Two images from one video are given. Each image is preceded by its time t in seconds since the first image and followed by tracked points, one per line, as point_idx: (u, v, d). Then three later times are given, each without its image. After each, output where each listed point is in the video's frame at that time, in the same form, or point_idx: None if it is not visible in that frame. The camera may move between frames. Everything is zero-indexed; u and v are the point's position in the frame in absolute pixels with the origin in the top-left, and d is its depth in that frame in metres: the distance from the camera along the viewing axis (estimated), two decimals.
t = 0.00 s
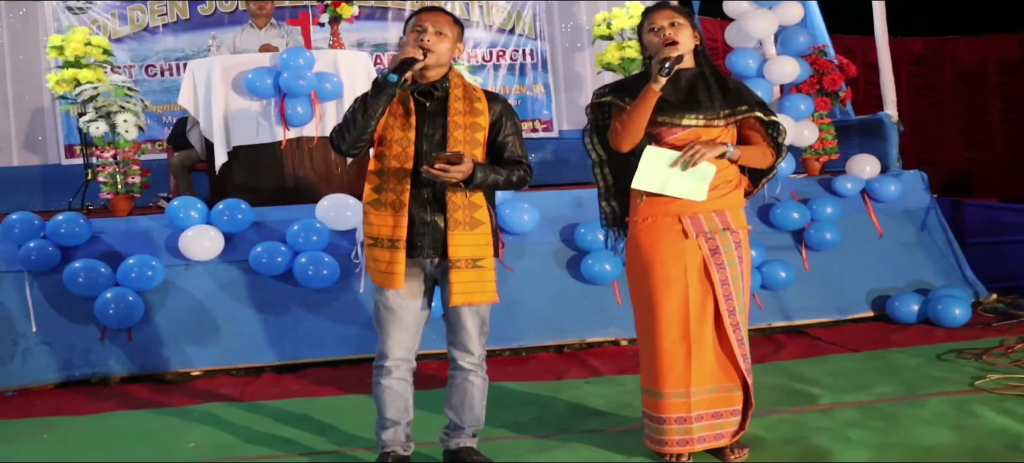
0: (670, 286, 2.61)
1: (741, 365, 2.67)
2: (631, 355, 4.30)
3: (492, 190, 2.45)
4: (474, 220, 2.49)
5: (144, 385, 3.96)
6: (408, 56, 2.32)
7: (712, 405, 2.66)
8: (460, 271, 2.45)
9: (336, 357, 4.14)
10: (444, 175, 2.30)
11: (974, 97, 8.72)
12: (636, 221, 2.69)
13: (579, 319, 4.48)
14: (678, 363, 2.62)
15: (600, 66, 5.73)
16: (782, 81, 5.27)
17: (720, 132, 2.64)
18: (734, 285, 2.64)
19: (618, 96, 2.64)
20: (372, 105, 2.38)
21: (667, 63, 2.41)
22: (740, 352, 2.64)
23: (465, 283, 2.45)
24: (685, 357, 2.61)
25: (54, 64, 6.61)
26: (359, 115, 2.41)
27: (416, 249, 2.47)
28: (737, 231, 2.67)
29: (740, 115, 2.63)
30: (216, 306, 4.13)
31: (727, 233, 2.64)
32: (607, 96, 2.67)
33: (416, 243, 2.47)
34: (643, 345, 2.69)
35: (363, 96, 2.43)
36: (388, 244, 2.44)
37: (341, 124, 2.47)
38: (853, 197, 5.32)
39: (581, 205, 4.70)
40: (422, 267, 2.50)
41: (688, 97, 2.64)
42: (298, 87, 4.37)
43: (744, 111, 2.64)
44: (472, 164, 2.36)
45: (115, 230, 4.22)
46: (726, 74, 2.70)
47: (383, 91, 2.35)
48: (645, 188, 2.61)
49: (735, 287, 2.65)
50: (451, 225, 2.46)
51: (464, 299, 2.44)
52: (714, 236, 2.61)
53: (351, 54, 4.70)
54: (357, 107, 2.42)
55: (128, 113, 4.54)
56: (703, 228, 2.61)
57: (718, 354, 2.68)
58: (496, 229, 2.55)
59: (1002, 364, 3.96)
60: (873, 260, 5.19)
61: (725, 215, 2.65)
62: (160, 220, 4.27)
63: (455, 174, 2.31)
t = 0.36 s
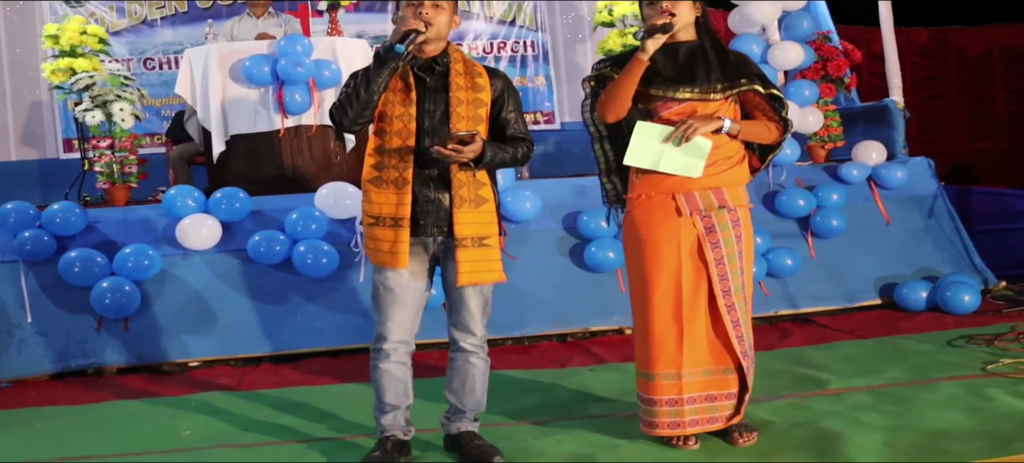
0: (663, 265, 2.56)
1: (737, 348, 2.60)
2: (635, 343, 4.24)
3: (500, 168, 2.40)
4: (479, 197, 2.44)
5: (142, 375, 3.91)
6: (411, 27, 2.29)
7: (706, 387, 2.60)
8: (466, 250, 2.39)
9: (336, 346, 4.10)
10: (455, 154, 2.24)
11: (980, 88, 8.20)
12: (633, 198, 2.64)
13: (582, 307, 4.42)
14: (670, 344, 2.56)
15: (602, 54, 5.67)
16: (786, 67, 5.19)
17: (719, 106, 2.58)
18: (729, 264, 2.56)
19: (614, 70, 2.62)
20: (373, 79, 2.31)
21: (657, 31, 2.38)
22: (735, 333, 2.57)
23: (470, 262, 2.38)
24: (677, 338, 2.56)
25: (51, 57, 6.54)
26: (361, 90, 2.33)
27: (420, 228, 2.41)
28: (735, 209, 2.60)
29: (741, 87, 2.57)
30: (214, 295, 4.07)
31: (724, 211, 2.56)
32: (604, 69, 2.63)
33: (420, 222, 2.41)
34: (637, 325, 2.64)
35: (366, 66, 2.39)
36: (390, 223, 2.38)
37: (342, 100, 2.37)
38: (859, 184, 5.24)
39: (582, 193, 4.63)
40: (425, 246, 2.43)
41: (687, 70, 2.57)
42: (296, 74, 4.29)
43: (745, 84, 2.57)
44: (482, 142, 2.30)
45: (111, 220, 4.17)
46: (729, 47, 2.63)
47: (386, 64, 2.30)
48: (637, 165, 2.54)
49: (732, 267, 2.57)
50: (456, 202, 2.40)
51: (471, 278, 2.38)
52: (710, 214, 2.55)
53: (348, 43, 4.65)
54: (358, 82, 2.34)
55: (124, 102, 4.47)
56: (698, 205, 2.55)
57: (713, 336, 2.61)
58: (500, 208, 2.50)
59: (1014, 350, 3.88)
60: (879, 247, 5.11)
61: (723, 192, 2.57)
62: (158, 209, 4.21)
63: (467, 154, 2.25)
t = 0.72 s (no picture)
0: (665, 246, 2.47)
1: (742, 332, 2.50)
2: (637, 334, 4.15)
3: (491, 145, 2.33)
4: (470, 176, 2.35)
5: (132, 369, 3.83)
6: None
7: (710, 373, 2.51)
8: (457, 230, 2.31)
9: (331, 339, 4.01)
10: (453, 128, 2.17)
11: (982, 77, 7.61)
12: (633, 176, 2.55)
13: (583, 297, 4.33)
14: (672, 328, 2.48)
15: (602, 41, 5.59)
16: (789, 53, 5.09)
17: (722, 81, 2.49)
18: (734, 244, 2.47)
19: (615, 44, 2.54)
20: (363, 53, 2.22)
21: None
22: (740, 316, 2.48)
23: (461, 243, 2.30)
24: (680, 321, 2.47)
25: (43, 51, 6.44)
26: (352, 64, 2.23)
27: (409, 208, 2.32)
28: (739, 187, 2.50)
29: (745, 62, 2.48)
30: (207, 286, 3.99)
31: (728, 190, 2.47)
32: (603, 44, 2.55)
33: (411, 201, 2.31)
34: (638, 308, 2.54)
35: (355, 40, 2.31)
36: (381, 202, 2.29)
37: (330, 74, 2.26)
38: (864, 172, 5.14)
39: (583, 181, 4.54)
40: (416, 227, 2.35)
41: (690, 43, 2.48)
42: (289, 61, 4.23)
43: (749, 59, 2.49)
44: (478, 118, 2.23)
45: (102, 210, 4.07)
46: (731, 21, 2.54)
47: (378, 37, 2.21)
48: (637, 142, 2.45)
49: (736, 247, 2.48)
50: (447, 181, 2.31)
51: (461, 261, 2.30)
52: (713, 193, 2.46)
53: (344, 30, 4.58)
54: (348, 55, 2.24)
55: (114, 92, 4.42)
56: (701, 183, 2.46)
57: (717, 319, 2.52)
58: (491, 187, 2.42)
59: None
60: (885, 236, 5.02)
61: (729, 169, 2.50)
62: (149, 199, 4.11)
63: (466, 127, 2.18)
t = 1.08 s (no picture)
0: (669, 234, 2.34)
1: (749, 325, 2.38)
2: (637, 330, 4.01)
3: (470, 128, 2.21)
4: (450, 160, 2.24)
5: (116, 368, 3.70)
6: None
7: (717, 370, 2.39)
8: (438, 218, 2.19)
9: (322, 336, 3.88)
10: (428, 108, 2.06)
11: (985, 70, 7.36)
12: (634, 161, 2.42)
13: (581, 292, 4.20)
14: (677, 321, 2.35)
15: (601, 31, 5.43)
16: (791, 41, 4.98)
17: (728, 60, 2.37)
18: (741, 232, 2.35)
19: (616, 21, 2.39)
20: (333, 29, 2.11)
21: None
22: (749, 308, 2.35)
23: (442, 231, 2.18)
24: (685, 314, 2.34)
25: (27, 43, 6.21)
26: (322, 41, 2.11)
27: (387, 195, 2.19)
28: (745, 171, 2.38)
29: (754, 39, 2.35)
30: (193, 282, 3.86)
31: (734, 175, 2.35)
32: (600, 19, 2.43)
33: (388, 188, 2.19)
34: (640, 301, 2.42)
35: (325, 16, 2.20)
36: (354, 188, 2.16)
37: (300, 53, 2.15)
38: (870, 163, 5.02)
39: (581, 173, 4.40)
40: (393, 215, 2.22)
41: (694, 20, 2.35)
42: (277, 50, 4.10)
43: (758, 36, 2.35)
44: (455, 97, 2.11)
45: (86, 204, 3.95)
46: None
47: (348, 11, 2.11)
48: (638, 123, 2.34)
49: (743, 235, 2.35)
50: (427, 165, 2.19)
51: (444, 250, 2.18)
52: (719, 178, 2.33)
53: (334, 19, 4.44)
54: (317, 32, 2.13)
55: (99, 83, 4.29)
56: (706, 168, 2.34)
57: (724, 312, 2.40)
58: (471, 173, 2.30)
59: None
60: (892, 228, 4.89)
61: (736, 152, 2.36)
62: (133, 194, 3.98)
63: (442, 107, 2.07)
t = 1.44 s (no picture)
0: (665, 230, 2.20)
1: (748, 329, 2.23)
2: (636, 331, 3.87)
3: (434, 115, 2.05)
4: (413, 150, 2.08)
5: (94, 371, 3.55)
6: None
7: (714, 377, 2.24)
8: (400, 213, 2.04)
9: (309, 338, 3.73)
10: (383, 91, 1.92)
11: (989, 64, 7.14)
12: (630, 153, 2.28)
13: (578, 292, 4.05)
14: (670, 324, 2.21)
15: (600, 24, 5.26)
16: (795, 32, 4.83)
17: (731, 42, 2.22)
18: (742, 230, 2.19)
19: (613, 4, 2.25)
20: (286, 8, 1.98)
21: None
22: (748, 311, 2.20)
23: (404, 229, 2.03)
24: (679, 317, 2.20)
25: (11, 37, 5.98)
26: (272, 21, 1.98)
27: (343, 190, 2.06)
28: (747, 164, 2.22)
29: (758, 19, 2.20)
30: (176, 282, 3.72)
31: (735, 168, 2.19)
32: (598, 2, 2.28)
33: (344, 182, 2.05)
34: (633, 301, 2.28)
35: None
36: (308, 182, 2.03)
37: (250, 35, 2.03)
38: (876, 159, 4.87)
39: (579, 169, 4.25)
40: (351, 210, 2.08)
41: None
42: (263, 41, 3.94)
43: (762, 16, 2.21)
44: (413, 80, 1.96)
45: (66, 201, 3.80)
46: None
47: None
48: (634, 113, 2.20)
49: (744, 233, 2.20)
50: (387, 156, 2.04)
51: (405, 249, 2.03)
52: (718, 171, 2.18)
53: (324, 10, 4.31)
54: (269, 11, 2.00)
55: (79, 75, 4.15)
56: (705, 161, 2.18)
57: (722, 315, 2.25)
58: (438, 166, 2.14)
59: None
60: (899, 226, 4.74)
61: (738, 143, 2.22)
62: (115, 190, 3.84)
63: (398, 92, 1.94)
